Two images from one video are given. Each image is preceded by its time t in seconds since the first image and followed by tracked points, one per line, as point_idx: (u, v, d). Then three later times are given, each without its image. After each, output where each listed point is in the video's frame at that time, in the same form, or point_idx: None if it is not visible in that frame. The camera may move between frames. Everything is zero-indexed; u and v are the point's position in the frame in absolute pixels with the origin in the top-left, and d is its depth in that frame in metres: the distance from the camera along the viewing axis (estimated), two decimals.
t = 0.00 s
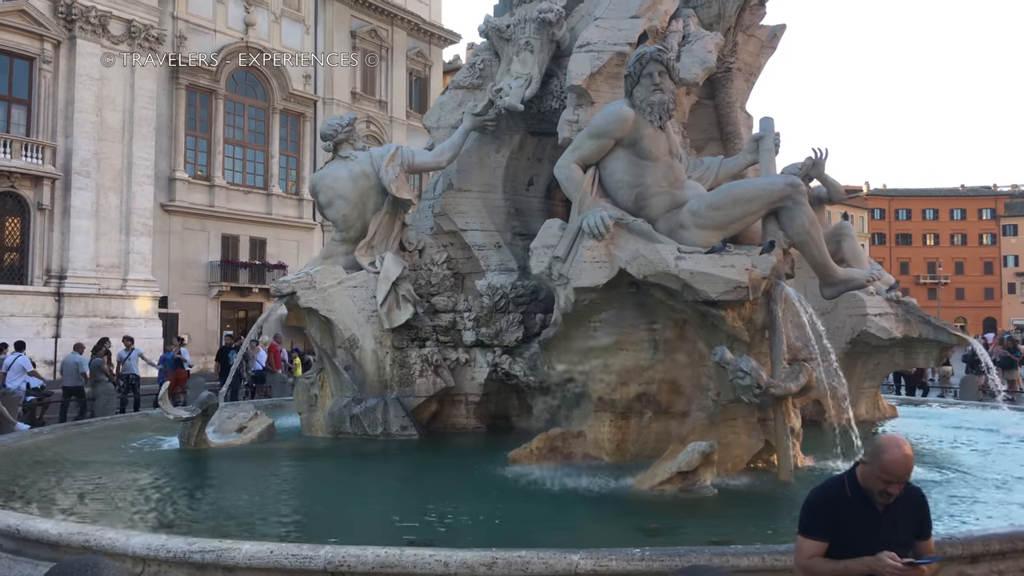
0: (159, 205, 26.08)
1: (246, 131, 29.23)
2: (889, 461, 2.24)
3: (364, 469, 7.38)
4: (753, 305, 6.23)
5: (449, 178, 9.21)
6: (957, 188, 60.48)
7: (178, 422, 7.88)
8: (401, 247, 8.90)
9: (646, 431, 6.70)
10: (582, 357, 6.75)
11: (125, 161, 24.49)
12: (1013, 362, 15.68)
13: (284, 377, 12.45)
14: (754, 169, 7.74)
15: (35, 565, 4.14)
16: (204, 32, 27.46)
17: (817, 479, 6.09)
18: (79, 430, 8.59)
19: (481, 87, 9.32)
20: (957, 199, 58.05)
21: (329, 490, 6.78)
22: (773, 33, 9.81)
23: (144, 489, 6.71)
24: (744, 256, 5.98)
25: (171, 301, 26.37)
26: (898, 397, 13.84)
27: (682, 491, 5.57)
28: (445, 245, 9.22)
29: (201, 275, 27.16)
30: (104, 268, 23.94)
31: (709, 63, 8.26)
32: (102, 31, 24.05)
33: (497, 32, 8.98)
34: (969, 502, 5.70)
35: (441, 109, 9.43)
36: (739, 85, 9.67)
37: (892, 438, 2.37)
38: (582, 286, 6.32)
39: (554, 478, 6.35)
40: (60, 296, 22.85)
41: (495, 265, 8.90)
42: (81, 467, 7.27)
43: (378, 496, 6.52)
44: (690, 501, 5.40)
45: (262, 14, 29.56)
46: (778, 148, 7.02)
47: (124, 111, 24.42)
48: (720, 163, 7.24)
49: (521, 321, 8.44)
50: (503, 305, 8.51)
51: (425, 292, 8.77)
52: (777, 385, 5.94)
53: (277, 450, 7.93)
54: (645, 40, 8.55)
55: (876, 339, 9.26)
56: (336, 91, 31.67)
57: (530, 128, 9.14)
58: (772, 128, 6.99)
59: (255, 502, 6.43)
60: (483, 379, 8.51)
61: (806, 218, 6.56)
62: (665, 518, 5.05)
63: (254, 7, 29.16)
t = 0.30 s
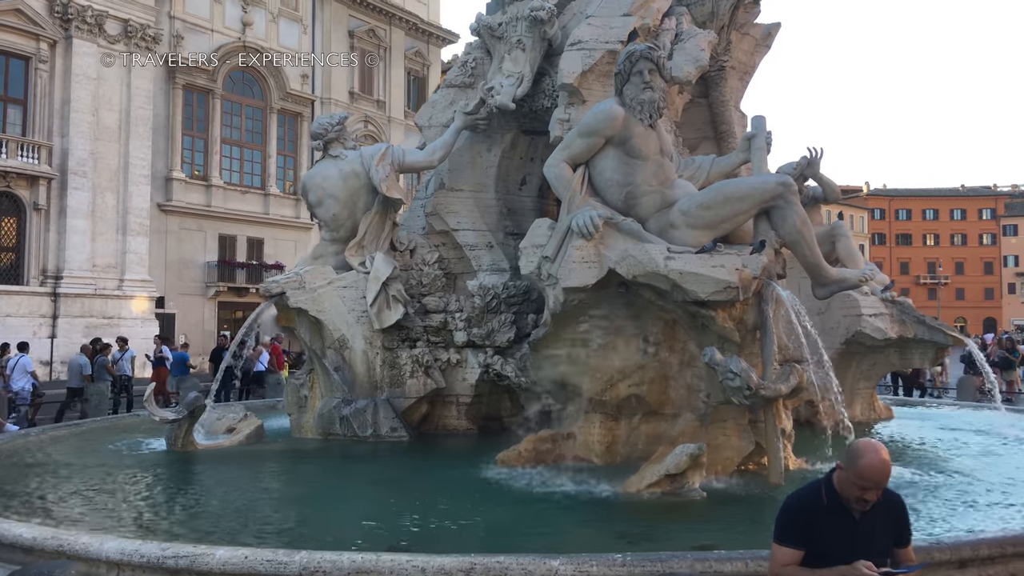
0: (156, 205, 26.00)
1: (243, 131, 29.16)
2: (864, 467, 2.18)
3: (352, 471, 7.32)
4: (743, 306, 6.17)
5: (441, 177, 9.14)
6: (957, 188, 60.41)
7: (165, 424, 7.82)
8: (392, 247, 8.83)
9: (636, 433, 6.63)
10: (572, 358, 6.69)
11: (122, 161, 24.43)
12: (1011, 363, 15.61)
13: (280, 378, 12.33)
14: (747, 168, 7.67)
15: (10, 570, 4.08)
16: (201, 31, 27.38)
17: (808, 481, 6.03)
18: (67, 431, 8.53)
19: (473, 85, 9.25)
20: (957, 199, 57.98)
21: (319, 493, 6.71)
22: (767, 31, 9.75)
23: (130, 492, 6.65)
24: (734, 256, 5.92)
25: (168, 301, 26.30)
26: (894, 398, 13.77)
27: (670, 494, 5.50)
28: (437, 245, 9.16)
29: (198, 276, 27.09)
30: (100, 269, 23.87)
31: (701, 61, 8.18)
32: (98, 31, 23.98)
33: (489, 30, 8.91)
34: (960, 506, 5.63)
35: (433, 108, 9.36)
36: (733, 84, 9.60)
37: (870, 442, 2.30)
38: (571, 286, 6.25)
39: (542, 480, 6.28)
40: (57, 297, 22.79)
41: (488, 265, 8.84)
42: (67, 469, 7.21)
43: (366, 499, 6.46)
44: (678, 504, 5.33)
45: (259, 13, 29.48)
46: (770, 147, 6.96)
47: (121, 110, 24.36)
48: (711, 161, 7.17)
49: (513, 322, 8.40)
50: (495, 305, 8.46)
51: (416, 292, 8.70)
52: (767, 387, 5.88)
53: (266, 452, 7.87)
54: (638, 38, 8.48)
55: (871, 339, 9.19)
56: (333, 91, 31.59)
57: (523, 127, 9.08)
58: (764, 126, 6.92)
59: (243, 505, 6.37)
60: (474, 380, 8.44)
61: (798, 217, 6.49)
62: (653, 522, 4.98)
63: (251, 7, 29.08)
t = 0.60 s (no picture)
0: (154, 205, 25.96)
1: (242, 130, 29.12)
2: (840, 471, 2.11)
3: (343, 472, 7.26)
4: (735, 305, 6.10)
5: (434, 176, 9.07)
6: (959, 188, 60.28)
7: (154, 424, 7.76)
8: (384, 246, 8.77)
9: (627, 434, 6.57)
10: (563, 358, 6.62)
11: (120, 160, 24.40)
12: (1011, 363, 15.52)
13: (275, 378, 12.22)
14: (741, 167, 7.60)
15: None
16: (199, 31, 27.35)
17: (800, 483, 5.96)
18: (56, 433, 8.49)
19: (466, 83, 9.19)
20: (959, 198, 57.84)
21: (308, 494, 6.65)
22: (764, 29, 9.68)
23: (117, 493, 6.59)
24: (726, 255, 5.85)
25: (166, 301, 26.24)
26: (894, 398, 13.68)
27: (660, 496, 5.44)
28: (430, 244, 9.10)
29: (197, 275, 27.06)
30: (98, 268, 23.83)
31: (695, 58, 8.11)
32: (97, 30, 23.94)
33: (482, 27, 8.86)
34: (954, 508, 5.57)
35: (426, 106, 9.29)
36: (729, 81, 9.53)
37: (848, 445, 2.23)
38: (562, 286, 6.19)
39: (532, 481, 6.22)
40: (55, 296, 22.75)
41: (481, 264, 8.78)
42: (55, 470, 7.15)
43: (355, 501, 6.40)
44: (667, 506, 5.27)
45: (258, 13, 29.43)
46: (763, 145, 6.89)
47: (119, 109, 24.32)
48: (704, 159, 7.09)
49: (507, 321, 8.32)
50: (488, 304, 8.35)
51: (408, 291, 8.63)
52: (759, 387, 5.81)
53: (256, 453, 7.81)
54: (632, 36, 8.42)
55: (867, 339, 9.12)
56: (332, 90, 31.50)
57: (516, 125, 9.02)
58: (757, 124, 6.86)
59: (231, 506, 6.31)
60: (467, 380, 8.36)
61: (791, 216, 6.42)
62: (641, 524, 4.92)
63: (250, 6, 29.01)
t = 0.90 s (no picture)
0: (152, 205, 25.92)
1: (240, 130, 29.08)
2: (817, 476, 2.06)
3: (333, 474, 7.20)
4: (728, 305, 6.04)
5: (427, 175, 9.01)
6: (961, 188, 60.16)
7: (142, 426, 7.69)
8: (377, 246, 8.70)
9: (619, 436, 6.50)
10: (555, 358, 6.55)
11: (119, 160, 24.36)
12: (1012, 363, 15.43)
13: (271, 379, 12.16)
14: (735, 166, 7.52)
15: None
16: (198, 31, 27.32)
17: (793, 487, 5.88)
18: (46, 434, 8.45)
19: (460, 82, 9.11)
20: (962, 198, 57.76)
21: (298, 496, 6.59)
22: (760, 27, 9.61)
23: (104, 495, 6.53)
24: (718, 254, 5.79)
25: (164, 301, 26.17)
26: (893, 399, 13.59)
27: (651, 498, 5.37)
28: (424, 244, 9.04)
29: (195, 275, 27.01)
30: (96, 269, 23.79)
31: (690, 56, 8.04)
32: (94, 30, 23.89)
33: (476, 25, 8.78)
34: (949, 511, 5.50)
35: (419, 105, 9.22)
36: (725, 80, 9.45)
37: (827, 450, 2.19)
38: (552, 286, 6.12)
39: (522, 485, 6.14)
40: (53, 297, 22.70)
41: (474, 264, 8.71)
42: (43, 471, 7.09)
43: (344, 504, 6.33)
44: (658, 509, 5.20)
45: (257, 13, 29.39)
46: (758, 143, 6.82)
47: (117, 109, 24.29)
48: (698, 158, 7.00)
49: (500, 322, 8.21)
50: (481, 305, 8.26)
51: (401, 292, 8.57)
52: (751, 389, 5.73)
53: (246, 455, 7.74)
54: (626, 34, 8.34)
55: (864, 339, 9.05)
56: (331, 90, 31.39)
57: (510, 124, 8.95)
58: (752, 122, 6.78)
59: (219, 509, 6.25)
60: (460, 381, 8.28)
61: (785, 215, 6.34)
62: (630, 528, 4.85)
63: (249, 6, 28.97)
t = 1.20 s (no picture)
0: (149, 206, 25.88)
1: (238, 131, 29.07)
2: (790, 481, 2.00)
3: (322, 477, 7.15)
4: (718, 307, 5.99)
5: (419, 175, 8.96)
6: (961, 190, 60.11)
7: (130, 428, 7.63)
8: (368, 247, 8.65)
9: (609, 438, 6.45)
10: (544, 360, 6.50)
11: (115, 162, 24.33)
12: (1009, 364, 15.38)
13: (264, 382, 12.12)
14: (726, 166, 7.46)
15: None
16: (195, 32, 27.30)
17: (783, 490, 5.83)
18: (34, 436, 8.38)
19: (452, 82, 9.06)
20: (961, 200, 57.75)
21: (286, 499, 6.53)
22: (755, 27, 9.56)
23: (89, 498, 6.47)
24: (708, 255, 5.74)
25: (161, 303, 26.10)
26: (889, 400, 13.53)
27: (639, 501, 5.31)
28: (415, 245, 8.99)
29: (192, 277, 26.95)
30: (93, 270, 23.74)
31: (682, 56, 7.99)
32: (92, 31, 23.86)
33: (468, 25, 8.73)
34: (942, 515, 5.45)
35: (411, 105, 9.16)
36: (719, 80, 9.41)
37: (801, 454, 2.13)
38: (541, 287, 6.07)
39: (510, 487, 6.09)
40: (49, 298, 22.64)
41: (466, 265, 8.65)
42: (29, 474, 7.03)
43: (330, 507, 6.27)
44: (645, 513, 5.14)
45: (255, 14, 29.37)
46: (749, 144, 6.77)
47: (114, 111, 24.26)
48: (690, 158, 6.94)
49: (493, 323, 8.11)
50: (473, 306, 8.20)
51: (392, 293, 8.52)
52: (741, 391, 5.67)
53: (235, 457, 7.69)
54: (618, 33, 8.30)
55: (859, 341, 9.01)
56: (329, 91, 31.31)
57: (503, 124, 8.92)
58: (743, 122, 6.74)
59: (208, 512, 6.20)
60: (451, 383, 8.21)
61: (776, 216, 6.29)
62: (616, 531, 4.80)
63: (246, 7, 28.97)
